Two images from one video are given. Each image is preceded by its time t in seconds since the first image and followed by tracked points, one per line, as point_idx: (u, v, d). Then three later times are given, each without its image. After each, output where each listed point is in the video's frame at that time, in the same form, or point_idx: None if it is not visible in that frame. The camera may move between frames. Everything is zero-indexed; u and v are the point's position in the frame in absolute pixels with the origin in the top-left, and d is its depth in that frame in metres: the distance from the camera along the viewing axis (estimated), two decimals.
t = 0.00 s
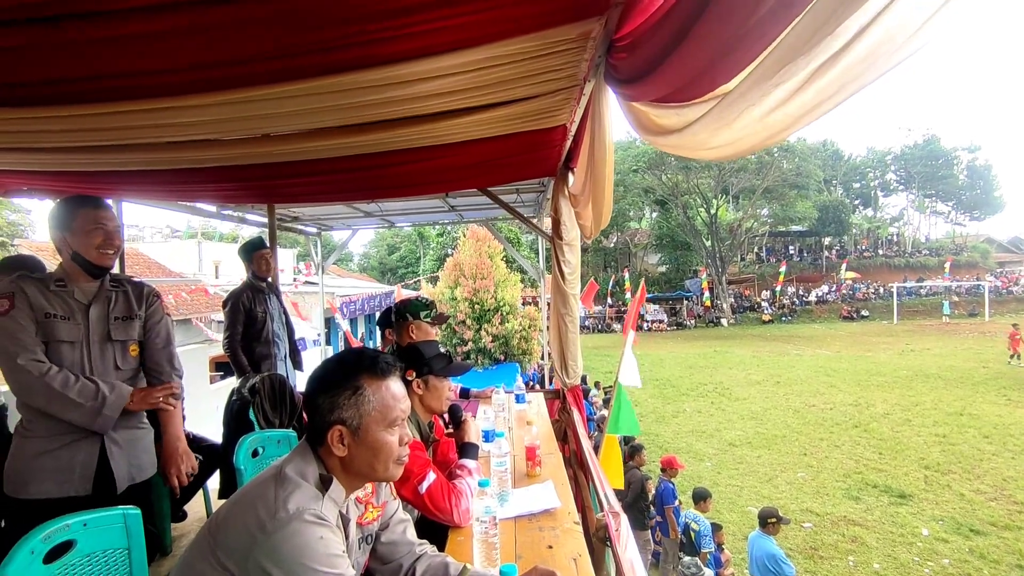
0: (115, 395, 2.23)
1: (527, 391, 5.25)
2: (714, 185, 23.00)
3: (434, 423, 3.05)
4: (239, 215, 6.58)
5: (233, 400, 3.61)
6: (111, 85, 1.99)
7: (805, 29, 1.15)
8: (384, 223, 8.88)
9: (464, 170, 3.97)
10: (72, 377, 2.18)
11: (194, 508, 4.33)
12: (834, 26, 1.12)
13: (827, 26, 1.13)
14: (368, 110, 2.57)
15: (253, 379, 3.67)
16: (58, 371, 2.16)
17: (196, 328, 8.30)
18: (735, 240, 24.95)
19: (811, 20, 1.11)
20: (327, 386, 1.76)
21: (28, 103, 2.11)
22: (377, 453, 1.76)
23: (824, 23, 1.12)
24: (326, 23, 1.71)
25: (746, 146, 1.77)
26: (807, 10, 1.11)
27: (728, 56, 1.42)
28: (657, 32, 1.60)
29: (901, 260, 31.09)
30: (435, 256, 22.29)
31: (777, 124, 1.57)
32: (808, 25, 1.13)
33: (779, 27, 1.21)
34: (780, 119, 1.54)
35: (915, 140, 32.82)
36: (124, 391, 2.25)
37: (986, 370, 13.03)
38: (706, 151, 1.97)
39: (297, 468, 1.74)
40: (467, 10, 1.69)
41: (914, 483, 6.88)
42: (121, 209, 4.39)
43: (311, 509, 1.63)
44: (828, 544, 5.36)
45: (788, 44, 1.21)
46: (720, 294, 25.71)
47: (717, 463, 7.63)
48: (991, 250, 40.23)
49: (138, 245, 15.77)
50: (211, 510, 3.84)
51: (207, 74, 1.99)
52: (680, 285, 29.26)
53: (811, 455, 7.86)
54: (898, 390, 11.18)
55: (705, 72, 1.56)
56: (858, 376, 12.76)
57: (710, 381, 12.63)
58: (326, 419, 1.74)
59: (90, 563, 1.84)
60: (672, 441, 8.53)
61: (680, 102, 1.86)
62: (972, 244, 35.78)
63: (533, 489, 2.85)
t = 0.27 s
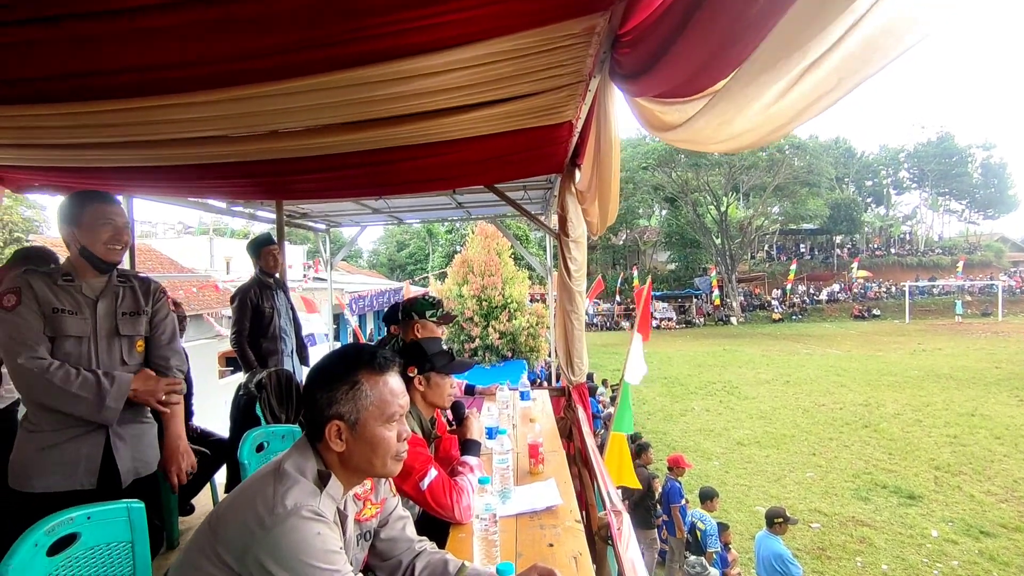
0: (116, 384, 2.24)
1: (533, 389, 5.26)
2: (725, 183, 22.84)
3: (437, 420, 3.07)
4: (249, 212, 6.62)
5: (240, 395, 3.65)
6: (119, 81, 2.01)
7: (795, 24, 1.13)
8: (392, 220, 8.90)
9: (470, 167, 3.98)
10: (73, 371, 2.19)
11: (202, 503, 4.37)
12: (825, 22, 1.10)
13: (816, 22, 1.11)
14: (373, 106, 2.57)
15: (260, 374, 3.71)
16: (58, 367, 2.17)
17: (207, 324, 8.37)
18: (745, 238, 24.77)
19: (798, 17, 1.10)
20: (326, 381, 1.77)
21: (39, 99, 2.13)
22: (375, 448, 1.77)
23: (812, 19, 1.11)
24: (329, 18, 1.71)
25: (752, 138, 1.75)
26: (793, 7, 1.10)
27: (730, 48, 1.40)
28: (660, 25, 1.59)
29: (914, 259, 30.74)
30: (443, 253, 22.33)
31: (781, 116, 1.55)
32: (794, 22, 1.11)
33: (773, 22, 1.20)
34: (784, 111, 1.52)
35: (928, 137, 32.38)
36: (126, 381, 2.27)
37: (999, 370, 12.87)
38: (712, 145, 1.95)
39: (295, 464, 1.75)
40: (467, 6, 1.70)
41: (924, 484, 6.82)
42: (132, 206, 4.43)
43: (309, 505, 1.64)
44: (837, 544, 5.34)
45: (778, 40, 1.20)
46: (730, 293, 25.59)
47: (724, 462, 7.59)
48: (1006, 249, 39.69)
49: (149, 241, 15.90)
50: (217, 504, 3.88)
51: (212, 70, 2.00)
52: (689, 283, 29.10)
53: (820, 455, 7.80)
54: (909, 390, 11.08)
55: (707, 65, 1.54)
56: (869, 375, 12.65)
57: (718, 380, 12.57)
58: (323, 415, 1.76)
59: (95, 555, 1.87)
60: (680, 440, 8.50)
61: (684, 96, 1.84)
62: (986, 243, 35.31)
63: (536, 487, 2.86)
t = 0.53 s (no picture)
0: (123, 385, 2.29)
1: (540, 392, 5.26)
2: (736, 183, 22.63)
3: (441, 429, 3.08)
4: (258, 213, 6.66)
5: (248, 398, 3.68)
6: (126, 95, 2.03)
7: (770, 58, 1.12)
8: (401, 220, 8.93)
9: (476, 173, 3.98)
10: (76, 377, 2.23)
11: (211, 503, 4.43)
12: (797, 58, 1.09)
13: (790, 57, 1.09)
14: (378, 117, 2.57)
15: (268, 377, 3.74)
16: (63, 373, 2.22)
17: (217, 322, 8.45)
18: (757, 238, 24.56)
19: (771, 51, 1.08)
20: (326, 397, 1.79)
21: (48, 113, 2.16)
22: (376, 463, 1.77)
23: (787, 55, 1.09)
24: (332, 36, 1.72)
25: (724, 165, 1.74)
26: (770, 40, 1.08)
27: (723, 65, 1.39)
28: (661, 36, 1.58)
29: (928, 260, 30.35)
30: (453, 252, 22.36)
31: (756, 146, 1.54)
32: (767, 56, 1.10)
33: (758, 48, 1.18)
34: (754, 141, 1.51)
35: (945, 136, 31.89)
36: (132, 382, 2.31)
37: (1015, 374, 12.69)
38: (689, 166, 1.94)
39: (297, 479, 1.77)
40: (464, 22, 1.70)
41: (936, 490, 6.76)
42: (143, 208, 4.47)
43: (309, 522, 1.66)
44: (846, 550, 5.30)
45: (755, 72, 1.18)
46: (740, 293, 25.41)
47: (733, 465, 7.55)
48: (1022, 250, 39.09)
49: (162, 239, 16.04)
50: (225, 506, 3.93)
51: (218, 85, 2.02)
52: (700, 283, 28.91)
53: (830, 458, 7.73)
54: (922, 393, 10.96)
55: (702, 81, 1.53)
56: (881, 378, 12.52)
57: (728, 381, 12.49)
58: (325, 430, 1.77)
59: (102, 563, 1.90)
60: (688, 442, 8.46)
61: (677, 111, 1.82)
62: (1002, 244, 34.80)
63: (539, 496, 2.87)
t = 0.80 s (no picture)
0: (138, 401, 2.31)
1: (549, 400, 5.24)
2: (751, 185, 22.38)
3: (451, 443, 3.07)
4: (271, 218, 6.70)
5: (260, 405, 3.70)
6: (141, 115, 2.04)
7: (795, 93, 1.10)
8: (412, 224, 8.94)
9: (488, 184, 3.96)
10: (93, 392, 2.26)
11: (222, 507, 4.46)
12: (824, 95, 1.06)
13: (817, 93, 1.07)
14: (390, 133, 2.57)
15: (280, 384, 3.75)
16: (80, 388, 2.24)
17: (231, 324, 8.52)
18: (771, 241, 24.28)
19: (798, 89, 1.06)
20: (337, 419, 1.79)
21: (64, 130, 2.17)
22: (384, 486, 1.77)
23: (816, 91, 1.07)
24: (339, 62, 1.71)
25: (736, 199, 1.71)
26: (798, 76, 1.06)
27: (738, 99, 1.36)
28: (674, 65, 1.56)
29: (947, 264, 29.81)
30: (465, 253, 22.37)
31: (772, 184, 1.52)
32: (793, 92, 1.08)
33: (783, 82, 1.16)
34: (770, 179, 1.48)
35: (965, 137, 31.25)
36: (147, 398, 2.32)
37: None
38: (698, 196, 1.91)
39: (308, 500, 1.76)
40: (472, 47, 1.69)
41: (954, 500, 6.64)
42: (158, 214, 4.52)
43: (319, 545, 1.65)
44: (860, 561, 5.23)
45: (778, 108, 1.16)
46: (754, 297, 25.13)
47: (746, 471, 7.47)
48: None
49: (177, 239, 16.22)
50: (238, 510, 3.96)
51: (232, 106, 2.02)
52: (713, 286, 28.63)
53: (845, 466, 7.62)
54: (939, 401, 10.77)
55: (716, 112, 1.50)
56: (897, 385, 12.32)
57: (740, 386, 12.37)
58: (334, 452, 1.77)
59: None
60: (700, 447, 8.39)
61: (689, 138, 1.80)
62: None
63: (547, 512, 2.85)
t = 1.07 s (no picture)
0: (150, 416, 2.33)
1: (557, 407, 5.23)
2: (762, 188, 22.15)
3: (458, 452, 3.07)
4: (282, 220, 6.74)
5: (270, 410, 3.72)
6: (155, 129, 2.06)
7: (821, 132, 1.11)
8: (422, 227, 8.96)
9: (499, 192, 3.96)
10: (109, 402, 2.28)
11: (232, 509, 4.49)
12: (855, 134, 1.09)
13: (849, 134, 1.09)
14: (402, 144, 2.57)
15: (290, 388, 3.77)
16: (97, 397, 2.26)
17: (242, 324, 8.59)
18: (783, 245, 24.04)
19: (830, 130, 1.08)
20: (345, 433, 1.79)
21: (77, 143, 2.20)
22: (391, 502, 1.76)
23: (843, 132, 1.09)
24: (352, 78, 1.71)
25: (779, 219, 1.73)
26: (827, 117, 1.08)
27: (758, 127, 1.37)
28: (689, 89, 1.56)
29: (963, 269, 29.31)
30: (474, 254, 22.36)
31: (813, 207, 1.53)
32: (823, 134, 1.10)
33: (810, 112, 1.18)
34: (820, 204, 1.49)
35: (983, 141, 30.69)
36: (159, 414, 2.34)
37: None
38: (733, 216, 1.93)
39: (316, 515, 1.76)
40: (488, 63, 1.68)
41: (966, 510, 6.56)
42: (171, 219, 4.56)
43: (327, 560, 1.65)
44: (870, 570, 5.18)
45: (805, 144, 1.18)
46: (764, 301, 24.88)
47: (754, 477, 7.42)
48: None
49: (189, 238, 16.35)
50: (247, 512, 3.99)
51: (245, 120, 2.03)
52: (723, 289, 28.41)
53: (855, 474, 7.55)
54: (952, 409, 10.62)
55: (736, 138, 1.50)
56: (910, 392, 12.16)
57: (750, 391, 12.28)
58: (342, 467, 1.77)
59: None
60: (708, 452, 8.35)
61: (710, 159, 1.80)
62: None
63: (554, 523, 2.84)
